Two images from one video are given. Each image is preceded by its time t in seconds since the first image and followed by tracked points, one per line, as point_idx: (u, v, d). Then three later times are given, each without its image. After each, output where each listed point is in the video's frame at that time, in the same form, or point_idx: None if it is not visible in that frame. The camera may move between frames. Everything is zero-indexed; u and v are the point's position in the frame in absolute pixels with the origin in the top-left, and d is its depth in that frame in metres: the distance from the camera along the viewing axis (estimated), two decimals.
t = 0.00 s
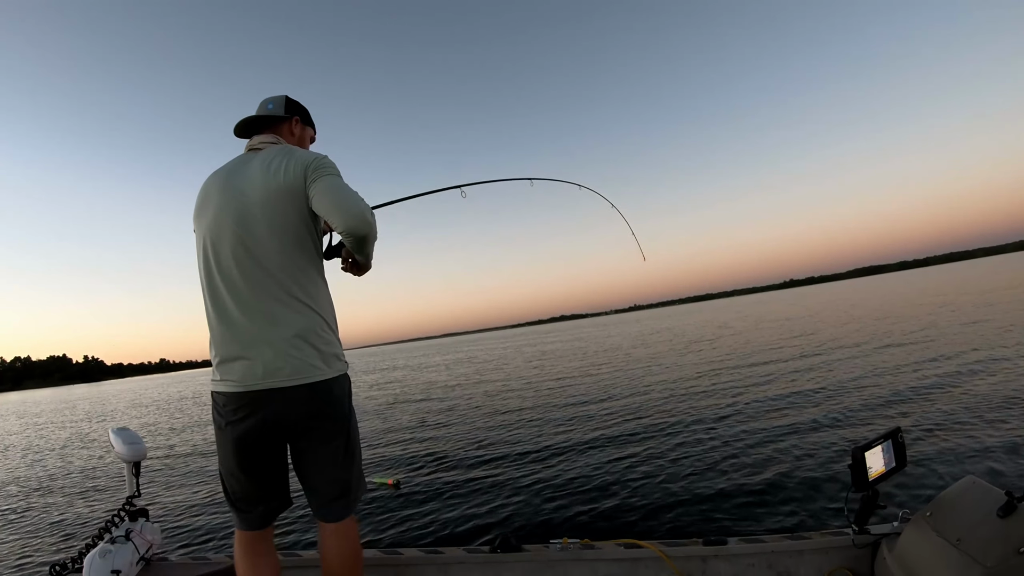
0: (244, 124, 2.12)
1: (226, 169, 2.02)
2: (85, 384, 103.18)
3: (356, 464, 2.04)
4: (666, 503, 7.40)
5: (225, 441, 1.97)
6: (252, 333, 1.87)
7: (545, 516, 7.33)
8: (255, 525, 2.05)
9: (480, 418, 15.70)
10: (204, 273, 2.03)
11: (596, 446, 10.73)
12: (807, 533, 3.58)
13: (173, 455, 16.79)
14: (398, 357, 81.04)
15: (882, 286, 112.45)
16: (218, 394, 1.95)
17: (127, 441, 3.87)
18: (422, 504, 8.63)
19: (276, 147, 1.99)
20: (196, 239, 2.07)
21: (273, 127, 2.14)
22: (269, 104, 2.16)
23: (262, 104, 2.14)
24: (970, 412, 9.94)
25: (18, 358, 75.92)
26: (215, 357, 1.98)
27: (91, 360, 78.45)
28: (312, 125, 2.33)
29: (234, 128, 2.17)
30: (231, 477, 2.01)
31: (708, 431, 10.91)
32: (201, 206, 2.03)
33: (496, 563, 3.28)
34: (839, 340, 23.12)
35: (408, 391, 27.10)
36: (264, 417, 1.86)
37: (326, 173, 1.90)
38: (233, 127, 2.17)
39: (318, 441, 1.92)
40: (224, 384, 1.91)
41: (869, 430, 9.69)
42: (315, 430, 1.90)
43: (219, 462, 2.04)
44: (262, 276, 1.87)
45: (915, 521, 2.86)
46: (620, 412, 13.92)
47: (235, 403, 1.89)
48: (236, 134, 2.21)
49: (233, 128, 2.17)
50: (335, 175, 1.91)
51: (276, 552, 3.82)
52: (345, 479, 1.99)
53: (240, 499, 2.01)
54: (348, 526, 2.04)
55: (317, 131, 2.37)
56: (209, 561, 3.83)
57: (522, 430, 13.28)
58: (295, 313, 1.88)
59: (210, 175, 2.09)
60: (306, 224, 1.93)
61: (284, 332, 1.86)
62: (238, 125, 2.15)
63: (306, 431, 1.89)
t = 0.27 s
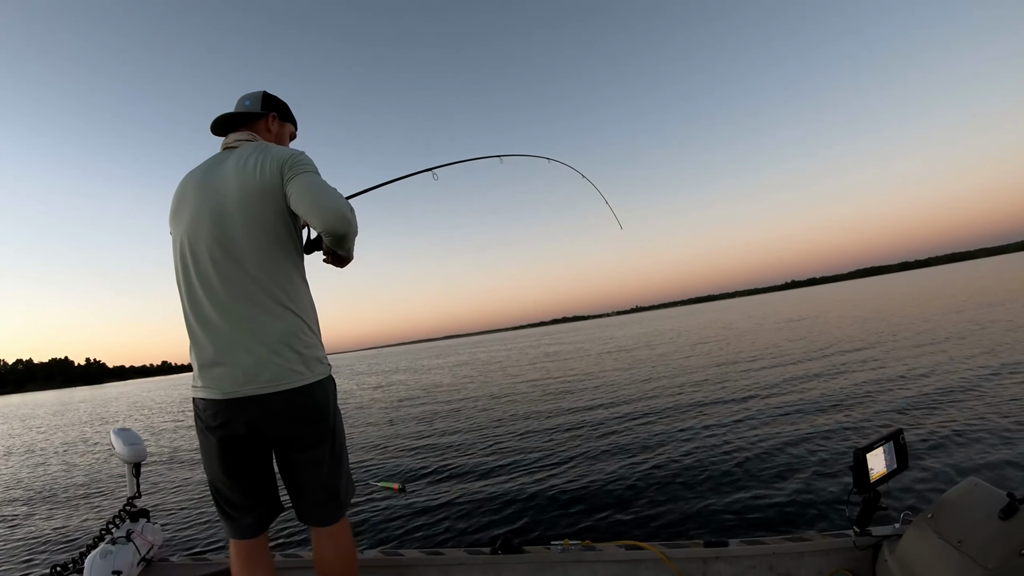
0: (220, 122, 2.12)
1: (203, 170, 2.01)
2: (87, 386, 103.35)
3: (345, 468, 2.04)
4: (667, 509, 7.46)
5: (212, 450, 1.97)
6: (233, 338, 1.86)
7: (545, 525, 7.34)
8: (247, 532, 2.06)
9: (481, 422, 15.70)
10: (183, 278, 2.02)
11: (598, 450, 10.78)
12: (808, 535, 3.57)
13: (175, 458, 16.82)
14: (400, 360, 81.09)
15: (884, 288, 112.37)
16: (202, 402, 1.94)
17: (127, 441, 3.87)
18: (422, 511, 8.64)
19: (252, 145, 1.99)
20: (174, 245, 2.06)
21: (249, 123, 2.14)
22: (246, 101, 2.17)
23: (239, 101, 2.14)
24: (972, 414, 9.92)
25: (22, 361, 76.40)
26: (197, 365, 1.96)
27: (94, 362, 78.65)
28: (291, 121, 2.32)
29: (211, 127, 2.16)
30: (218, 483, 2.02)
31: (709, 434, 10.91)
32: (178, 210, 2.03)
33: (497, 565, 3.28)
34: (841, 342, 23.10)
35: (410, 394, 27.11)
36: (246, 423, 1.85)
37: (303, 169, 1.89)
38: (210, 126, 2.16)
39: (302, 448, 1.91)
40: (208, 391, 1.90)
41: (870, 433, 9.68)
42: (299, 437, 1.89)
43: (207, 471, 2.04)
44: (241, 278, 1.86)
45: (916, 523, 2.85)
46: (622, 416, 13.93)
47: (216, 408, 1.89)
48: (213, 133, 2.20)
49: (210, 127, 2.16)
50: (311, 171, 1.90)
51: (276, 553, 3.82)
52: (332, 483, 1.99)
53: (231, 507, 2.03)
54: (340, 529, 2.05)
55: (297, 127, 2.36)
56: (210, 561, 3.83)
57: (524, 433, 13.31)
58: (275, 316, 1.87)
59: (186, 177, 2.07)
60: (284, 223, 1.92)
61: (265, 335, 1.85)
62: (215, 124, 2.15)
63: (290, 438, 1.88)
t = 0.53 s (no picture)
0: (204, 116, 2.11)
1: (185, 172, 2.00)
2: (90, 388, 103.66)
3: (339, 470, 2.04)
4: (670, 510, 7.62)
5: (205, 455, 1.97)
6: (222, 339, 1.85)
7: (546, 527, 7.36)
8: (243, 537, 2.06)
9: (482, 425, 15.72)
10: (168, 281, 2.01)
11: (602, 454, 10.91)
12: (809, 532, 3.58)
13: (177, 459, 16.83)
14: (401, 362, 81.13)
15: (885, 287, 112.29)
16: (193, 407, 1.94)
17: (128, 442, 3.87)
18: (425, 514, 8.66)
19: (234, 144, 1.98)
20: (159, 249, 2.04)
21: (233, 118, 2.13)
22: (231, 95, 2.17)
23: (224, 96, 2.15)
24: (973, 416, 9.92)
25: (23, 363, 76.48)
26: (186, 369, 1.95)
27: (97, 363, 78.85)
28: (278, 115, 2.31)
29: (195, 122, 2.16)
30: (211, 487, 2.02)
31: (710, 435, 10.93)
32: (162, 213, 2.02)
33: (499, 563, 3.28)
34: (842, 344, 23.09)
35: (412, 396, 27.13)
36: (234, 427, 1.86)
37: (287, 166, 1.89)
38: (195, 121, 2.16)
39: (294, 452, 1.90)
40: (198, 395, 1.90)
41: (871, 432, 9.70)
42: (288, 441, 1.88)
43: (201, 476, 2.05)
44: (227, 280, 1.85)
45: (917, 519, 2.86)
46: (623, 418, 13.96)
47: (205, 412, 1.90)
48: (198, 128, 2.19)
49: (194, 122, 2.16)
50: (295, 169, 1.90)
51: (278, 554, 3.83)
52: (325, 486, 1.98)
53: (227, 512, 2.03)
54: (336, 531, 2.06)
55: (284, 120, 2.35)
56: (211, 561, 3.84)
57: (526, 436, 13.37)
58: (263, 316, 1.85)
59: (167, 179, 2.06)
60: (269, 222, 1.91)
61: (253, 335, 1.83)
62: (199, 118, 2.14)
63: (279, 442, 1.88)
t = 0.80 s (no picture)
0: (197, 111, 2.11)
1: (177, 168, 2.00)
2: (90, 390, 103.63)
3: (333, 474, 2.04)
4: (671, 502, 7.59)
5: (199, 459, 1.98)
6: (215, 338, 1.85)
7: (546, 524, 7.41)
8: (238, 541, 2.06)
9: (484, 426, 15.73)
10: (160, 280, 1.99)
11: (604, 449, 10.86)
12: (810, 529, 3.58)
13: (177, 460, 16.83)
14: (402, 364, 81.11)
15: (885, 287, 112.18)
16: (186, 409, 1.94)
17: (129, 444, 3.87)
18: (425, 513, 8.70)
19: (227, 139, 1.97)
20: (150, 246, 2.04)
21: (227, 112, 2.13)
22: (224, 90, 2.17)
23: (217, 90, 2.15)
24: (975, 420, 9.91)
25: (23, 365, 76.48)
26: (178, 368, 1.95)
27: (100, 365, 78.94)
28: (273, 109, 2.30)
29: (189, 117, 2.16)
30: (204, 490, 2.03)
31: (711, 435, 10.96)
32: (153, 211, 2.00)
33: (500, 561, 3.28)
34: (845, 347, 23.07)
35: (413, 398, 27.17)
36: (226, 430, 1.86)
37: (282, 165, 1.89)
38: (188, 117, 2.16)
39: (287, 456, 1.91)
40: (190, 395, 1.89)
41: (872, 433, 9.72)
42: (279, 443, 1.88)
43: (195, 481, 2.06)
44: (223, 280, 1.84)
45: (917, 514, 2.86)
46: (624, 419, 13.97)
47: (195, 415, 1.90)
48: (192, 124, 2.20)
49: (188, 117, 2.16)
50: (291, 167, 1.90)
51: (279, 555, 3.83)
52: (318, 489, 1.98)
53: (221, 516, 2.04)
54: (331, 535, 2.05)
55: (281, 114, 2.35)
56: (213, 563, 3.84)
57: (527, 435, 13.36)
58: (259, 317, 1.85)
59: (157, 176, 2.05)
60: (264, 223, 1.92)
61: (247, 335, 1.83)
62: (193, 113, 2.14)
63: (270, 444, 1.88)
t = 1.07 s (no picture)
0: (192, 109, 2.11)
1: (171, 169, 1.99)
2: (90, 391, 103.66)
3: (333, 479, 2.04)
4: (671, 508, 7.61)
5: (197, 464, 1.98)
6: (212, 340, 1.84)
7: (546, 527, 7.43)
8: (237, 545, 2.06)
9: (485, 428, 15.73)
10: (155, 282, 1.99)
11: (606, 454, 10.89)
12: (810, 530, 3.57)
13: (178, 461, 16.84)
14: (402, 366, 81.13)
15: (885, 289, 112.21)
16: (183, 412, 1.93)
17: (129, 446, 3.86)
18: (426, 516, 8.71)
19: (221, 138, 1.96)
20: (145, 248, 2.03)
21: (221, 110, 2.13)
22: (219, 87, 2.17)
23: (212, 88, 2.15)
24: (976, 424, 9.91)
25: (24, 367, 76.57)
26: (174, 371, 1.94)
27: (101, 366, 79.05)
28: (269, 106, 2.30)
29: (183, 115, 2.16)
30: (202, 494, 2.03)
31: (712, 438, 10.97)
32: (148, 212, 2.00)
33: (501, 563, 3.28)
34: (846, 351, 23.07)
35: (414, 401, 27.18)
36: (223, 435, 1.86)
37: (278, 164, 1.89)
38: (183, 115, 2.16)
39: (285, 462, 1.91)
40: (187, 398, 1.89)
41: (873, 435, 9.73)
42: (278, 448, 1.88)
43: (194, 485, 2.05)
44: (220, 282, 1.84)
45: (918, 514, 2.86)
46: (625, 421, 13.98)
47: (192, 420, 1.90)
48: (186, 121, 2.19)
49: (182, 115, 2.16)
50: (287, 166, 1.90)
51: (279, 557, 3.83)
52: (317, 493, 1.98)
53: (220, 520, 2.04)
54: (330, 540, 2.05)
55: (277, 112, 2.34)
56: (213, 565, 3.84)
57: (527, 438, 13.38)
58: (258, 319, 1.85)
59: (151, 176, 2.04)
60: (262, 224, 1.92)
61: (245, 337, 1.83)
62: (188, 110, 2.14)
63: (269, 450, 1.88)
